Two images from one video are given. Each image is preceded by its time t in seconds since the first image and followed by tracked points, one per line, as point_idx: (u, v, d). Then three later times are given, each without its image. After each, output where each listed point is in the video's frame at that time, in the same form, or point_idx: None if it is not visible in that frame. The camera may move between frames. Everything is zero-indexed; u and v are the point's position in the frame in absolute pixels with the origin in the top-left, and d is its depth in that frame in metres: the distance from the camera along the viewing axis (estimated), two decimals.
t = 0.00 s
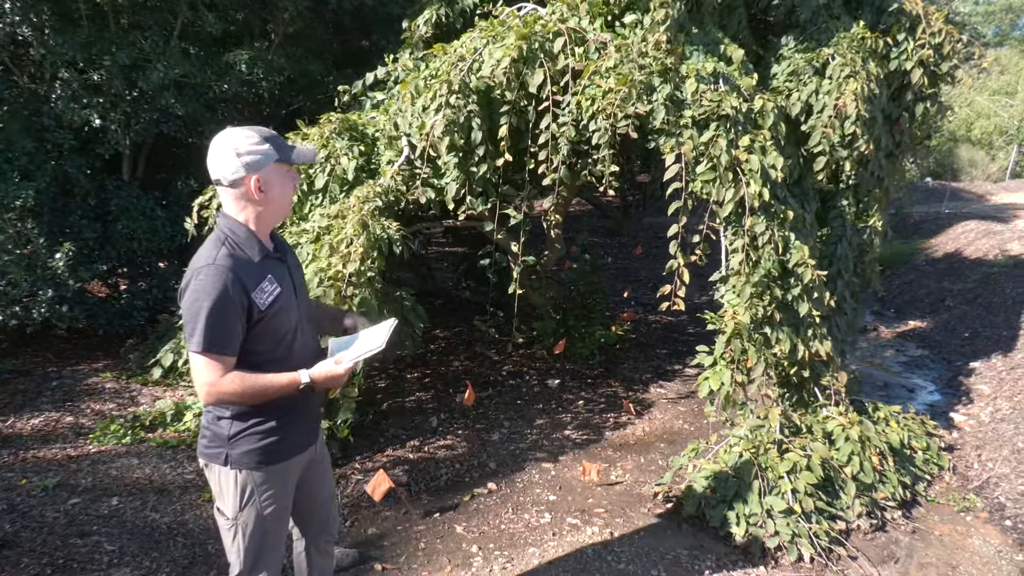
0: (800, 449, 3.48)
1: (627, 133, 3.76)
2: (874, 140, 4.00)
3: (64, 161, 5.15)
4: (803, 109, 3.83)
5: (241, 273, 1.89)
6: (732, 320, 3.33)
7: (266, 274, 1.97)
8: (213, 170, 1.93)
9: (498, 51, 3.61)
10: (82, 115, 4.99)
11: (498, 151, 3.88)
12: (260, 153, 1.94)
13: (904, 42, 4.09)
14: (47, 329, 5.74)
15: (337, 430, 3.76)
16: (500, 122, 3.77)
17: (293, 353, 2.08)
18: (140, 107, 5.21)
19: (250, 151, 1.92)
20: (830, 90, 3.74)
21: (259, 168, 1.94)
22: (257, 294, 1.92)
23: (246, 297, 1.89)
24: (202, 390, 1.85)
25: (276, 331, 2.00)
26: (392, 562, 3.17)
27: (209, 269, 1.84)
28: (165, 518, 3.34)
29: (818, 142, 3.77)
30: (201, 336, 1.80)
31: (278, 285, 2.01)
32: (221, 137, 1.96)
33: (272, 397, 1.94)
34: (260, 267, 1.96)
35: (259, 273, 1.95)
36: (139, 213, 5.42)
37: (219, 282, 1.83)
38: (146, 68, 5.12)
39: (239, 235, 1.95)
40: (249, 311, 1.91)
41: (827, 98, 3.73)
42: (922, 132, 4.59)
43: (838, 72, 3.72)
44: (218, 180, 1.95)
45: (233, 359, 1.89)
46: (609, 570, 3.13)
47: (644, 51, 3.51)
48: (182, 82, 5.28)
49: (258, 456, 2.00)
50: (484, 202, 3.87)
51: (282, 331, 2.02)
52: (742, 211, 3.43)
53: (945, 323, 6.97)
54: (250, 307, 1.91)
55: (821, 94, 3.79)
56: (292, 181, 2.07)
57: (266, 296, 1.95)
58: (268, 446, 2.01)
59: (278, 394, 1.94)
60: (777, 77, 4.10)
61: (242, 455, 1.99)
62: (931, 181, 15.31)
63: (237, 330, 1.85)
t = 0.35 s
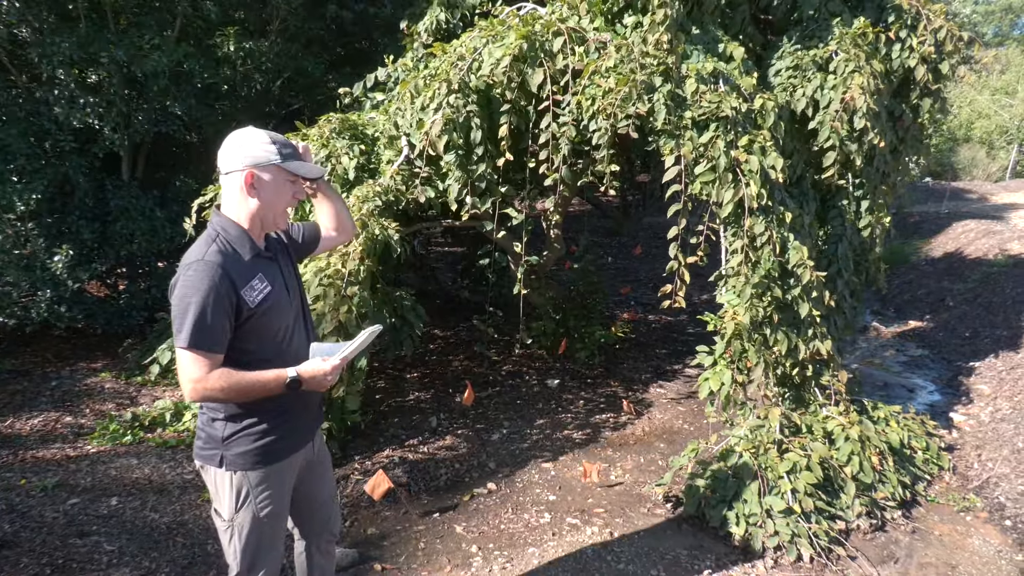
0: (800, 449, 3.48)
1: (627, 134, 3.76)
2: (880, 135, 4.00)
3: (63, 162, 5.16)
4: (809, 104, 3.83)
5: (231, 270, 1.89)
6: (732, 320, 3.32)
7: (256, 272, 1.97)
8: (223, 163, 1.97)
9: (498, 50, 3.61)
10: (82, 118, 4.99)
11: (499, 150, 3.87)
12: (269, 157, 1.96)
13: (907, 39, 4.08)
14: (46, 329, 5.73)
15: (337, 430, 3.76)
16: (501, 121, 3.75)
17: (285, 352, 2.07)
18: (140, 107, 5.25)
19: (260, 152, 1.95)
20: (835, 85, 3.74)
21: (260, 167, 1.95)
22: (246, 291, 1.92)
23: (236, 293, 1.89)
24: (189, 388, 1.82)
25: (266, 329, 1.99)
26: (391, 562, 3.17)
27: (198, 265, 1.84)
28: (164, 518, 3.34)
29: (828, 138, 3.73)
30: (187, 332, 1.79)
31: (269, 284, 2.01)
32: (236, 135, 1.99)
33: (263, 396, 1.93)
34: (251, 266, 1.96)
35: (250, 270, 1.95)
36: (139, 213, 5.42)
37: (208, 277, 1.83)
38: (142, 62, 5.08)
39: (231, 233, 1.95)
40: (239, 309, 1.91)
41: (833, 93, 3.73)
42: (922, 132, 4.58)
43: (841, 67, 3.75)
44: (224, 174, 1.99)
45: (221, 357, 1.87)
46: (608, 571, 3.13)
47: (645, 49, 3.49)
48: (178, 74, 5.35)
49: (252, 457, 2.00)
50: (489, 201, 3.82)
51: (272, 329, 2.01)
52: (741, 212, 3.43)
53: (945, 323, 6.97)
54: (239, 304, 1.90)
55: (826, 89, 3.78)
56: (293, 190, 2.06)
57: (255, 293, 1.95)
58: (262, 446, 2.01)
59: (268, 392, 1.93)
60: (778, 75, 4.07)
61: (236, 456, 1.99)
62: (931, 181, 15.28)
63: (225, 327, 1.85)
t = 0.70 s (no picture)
0: (800, 449, 3.47)
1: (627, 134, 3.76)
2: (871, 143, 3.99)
3: (58, 160, 5.12)
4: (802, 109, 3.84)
5: (228, 270, 1.89)
6: (732, 320, 3.31)
7: (253, 271, 1.97)
8: (217, 163, 1.97)
9: (496, 51, 3.62)
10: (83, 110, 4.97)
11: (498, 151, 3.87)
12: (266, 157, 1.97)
13: (899, 48, 4.15)
14: (46, 329, 5.73)
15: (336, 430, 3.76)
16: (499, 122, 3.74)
17: (282, 352, 2.07)
18: (138, 107, 5.20)
19: (256, 151, 1.95)
20: (829, 90, 3.73)
21: (254, 166, 1.95)
22: (243, 291, 1.91)
23: (232, 293, 1.88)
24: (187, 388, 1.82)
25: (263, 328, 1.99)
26: (391, 562, 3.17)
27: (195, 265, 1.84)
28: (163, 519, 3.34)
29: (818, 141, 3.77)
30: (185, 332, 1.78)
31: (266, 284, 2.00)
32: (233, 137, 1.99)
33: (262, 395, 1.93)
34: (248, 265, 1.96)
35: (247, 270, 1.95)
36: (138, 213, 5.41)
37: (205, 277, 1.82)
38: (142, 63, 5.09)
39: (228, 233, 1.95)
40: (235, 309, 1.90)
41: (827, 98, 3.73)
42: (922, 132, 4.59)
43: (837, 71, 3.72)
44: (219, 174, 1.98)
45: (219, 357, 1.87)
46: (607, 571, 3.13)
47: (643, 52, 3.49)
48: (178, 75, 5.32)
49: (249, 458, 1.99)
50: (484, 203, 3.84)
51: (270, 328, 2.01)
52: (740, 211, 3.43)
53: (944, 323, 6.97)
54: (237, 304, 1.90)
55: (820, 93, 3.78)
56: (288, 189, 2.06)
57: (253, 293, 1.94)
58: (259, 447, 2.00)
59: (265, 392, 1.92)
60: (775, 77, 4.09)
61: (233, 458, 1.98)
62: (930, 181, 15.29)
63: (222, 326, 1.84)
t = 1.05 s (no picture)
0: (799, 448, 3.47)
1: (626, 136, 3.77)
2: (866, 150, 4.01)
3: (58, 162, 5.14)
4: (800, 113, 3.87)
5: (222, 274, 1.89)
6: (737, 319, 3.34)
7: (250, 274, 1.96)
8: (204, 169, 1.98)
9: (495, 55, 3.58)
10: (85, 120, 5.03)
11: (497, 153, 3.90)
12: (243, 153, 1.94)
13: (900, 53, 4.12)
14: (44, 329, 5.72)
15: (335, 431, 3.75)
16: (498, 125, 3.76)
17: (279, 355, 2.06)
18: (140, 108, 5.20)
19: (234, 152, 1.94)
20: (828, 96, 3.74)
21: (233, 166, 1.94)
22: (237, 295, 1.91)
23: (226, 297, 1.88)
24: (179, 391, 1.83)
25: (259, 332, 1.99)
26: (390, 562, 3.16)
27: (189, 268, 1.84)
28: (162, 519, 3.33)
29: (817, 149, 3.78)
30: (176, 336, 1.79)
31: (263, 287, 1.99)
32: (217, 138, 1.99)
33: (255, 398, 1.92)
34: (244, 269, 1.95)
35: (243, 274, 1.94)
36: (138, 212, 5.41)
37: (197, 281, 1.83)
38: (144, 66, 5.13)
39: (225, 236, 1.95)
40: (229, 312, 1.90)
41: (825, 106, 3.74)
42: (922, 133, 4.59)
43: (835, 78, 3.73)
44: (207, 181, 2.00)
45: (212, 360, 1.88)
46: (606, 571, 3.13)
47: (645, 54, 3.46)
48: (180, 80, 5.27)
49: (242, 459, 1.99)
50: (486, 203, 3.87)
51: (266, 332, 2.01)
52: (745, 211, 3.42)
53: (944, 322, 6.97)
54: (230, 307, 1.90)
55: (819, 100, 3.81)
56: (281, 181, 2.02)
57: (248, 297, 1.94)
58: (252, 449, 2.00)
59: (259, 395, 1.92)
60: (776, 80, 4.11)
61: (226, 458, 1.98)
62: (929, 181, 15.30)
63: (215, 330, 1.85)
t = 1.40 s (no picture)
0: (799, 448, 3.48)
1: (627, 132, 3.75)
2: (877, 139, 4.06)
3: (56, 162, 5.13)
4: (807, 105, 3.85)
5: (244, 275, 1.88)
6: (731, 318, 3.32)
7: (267, 274, 1.96)
8: (209, 170, 1.91)
9: (494, 53, 3.58)
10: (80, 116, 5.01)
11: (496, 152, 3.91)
12: (249, 149, 1.91)
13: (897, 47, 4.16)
14: (42, 329, 5.70)
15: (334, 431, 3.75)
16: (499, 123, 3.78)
17: (295, 353, 2.07)
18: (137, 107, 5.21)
19: (249, 149, 1.91)
20: (833, 87, 3.77)
21: (254, 165, 1.93)
22: (258, 295, 1.91)
23: (249, 298, 1.88)
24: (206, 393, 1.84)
25: (277, 331, 2.00)
26: (389, 562, 3.16)
27: (212, 270, 1.83)
28: (161, 519, 3.33)
29: (825, 140, 3.78)
30: (205, 339, 1.80)
31: (277, 285, 2.00)
32: (209, 138, 1.94)
33: (276, 395, 1.95)
34: (261, 268, 1.95)
35: (260, 273, 1.94)
36: (137, 211, 5.41)
37: (223, 283, 1.82)
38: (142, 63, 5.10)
39: (239, 235, 1.94)
40: (251, 313, 1.91)
41: (832, 96, 3.76)
42: (921, 133, 4.59)
43: (838, 69, 3.77)
44: (211, 181, 1.92)
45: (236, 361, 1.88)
46: (606, 571, 3.13)
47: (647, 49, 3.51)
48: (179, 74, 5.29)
49: (253, 458, 1.99)
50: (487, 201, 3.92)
51: (284, 330, 2.02)
52: (742, 208, 3.43)
53: (942, 323, 6.99)
54: (253, 308, 1.90)
55: (825, 91, 3.80)
56: (284, 173, 2.05)
57: (267, 297, 1.94)
58: (264, 448, 2.01)
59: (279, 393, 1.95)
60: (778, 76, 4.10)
61: (237, 458, 1.98)
62: (927, 181, 15.31)
63: (241, 332, 1.85)
